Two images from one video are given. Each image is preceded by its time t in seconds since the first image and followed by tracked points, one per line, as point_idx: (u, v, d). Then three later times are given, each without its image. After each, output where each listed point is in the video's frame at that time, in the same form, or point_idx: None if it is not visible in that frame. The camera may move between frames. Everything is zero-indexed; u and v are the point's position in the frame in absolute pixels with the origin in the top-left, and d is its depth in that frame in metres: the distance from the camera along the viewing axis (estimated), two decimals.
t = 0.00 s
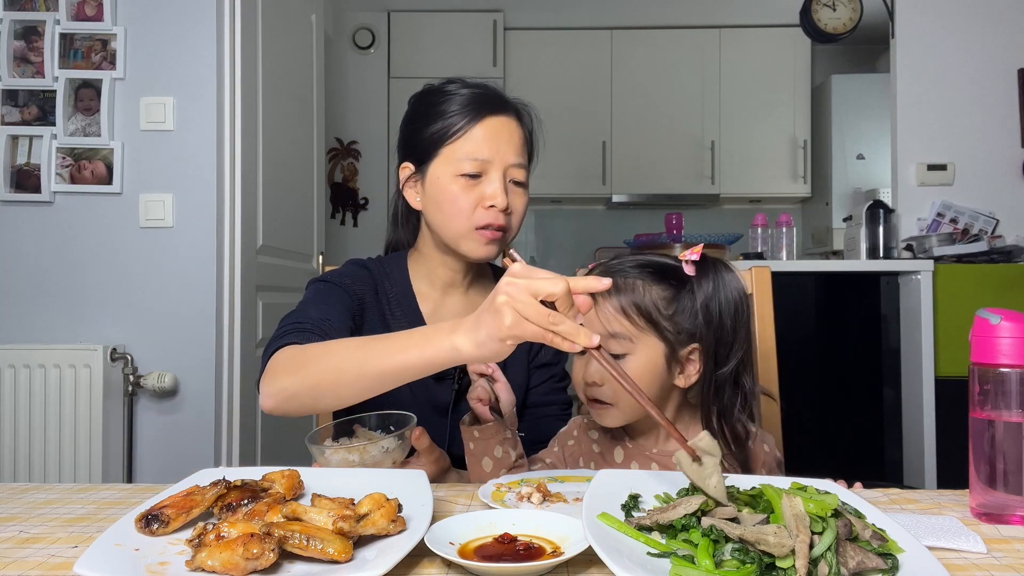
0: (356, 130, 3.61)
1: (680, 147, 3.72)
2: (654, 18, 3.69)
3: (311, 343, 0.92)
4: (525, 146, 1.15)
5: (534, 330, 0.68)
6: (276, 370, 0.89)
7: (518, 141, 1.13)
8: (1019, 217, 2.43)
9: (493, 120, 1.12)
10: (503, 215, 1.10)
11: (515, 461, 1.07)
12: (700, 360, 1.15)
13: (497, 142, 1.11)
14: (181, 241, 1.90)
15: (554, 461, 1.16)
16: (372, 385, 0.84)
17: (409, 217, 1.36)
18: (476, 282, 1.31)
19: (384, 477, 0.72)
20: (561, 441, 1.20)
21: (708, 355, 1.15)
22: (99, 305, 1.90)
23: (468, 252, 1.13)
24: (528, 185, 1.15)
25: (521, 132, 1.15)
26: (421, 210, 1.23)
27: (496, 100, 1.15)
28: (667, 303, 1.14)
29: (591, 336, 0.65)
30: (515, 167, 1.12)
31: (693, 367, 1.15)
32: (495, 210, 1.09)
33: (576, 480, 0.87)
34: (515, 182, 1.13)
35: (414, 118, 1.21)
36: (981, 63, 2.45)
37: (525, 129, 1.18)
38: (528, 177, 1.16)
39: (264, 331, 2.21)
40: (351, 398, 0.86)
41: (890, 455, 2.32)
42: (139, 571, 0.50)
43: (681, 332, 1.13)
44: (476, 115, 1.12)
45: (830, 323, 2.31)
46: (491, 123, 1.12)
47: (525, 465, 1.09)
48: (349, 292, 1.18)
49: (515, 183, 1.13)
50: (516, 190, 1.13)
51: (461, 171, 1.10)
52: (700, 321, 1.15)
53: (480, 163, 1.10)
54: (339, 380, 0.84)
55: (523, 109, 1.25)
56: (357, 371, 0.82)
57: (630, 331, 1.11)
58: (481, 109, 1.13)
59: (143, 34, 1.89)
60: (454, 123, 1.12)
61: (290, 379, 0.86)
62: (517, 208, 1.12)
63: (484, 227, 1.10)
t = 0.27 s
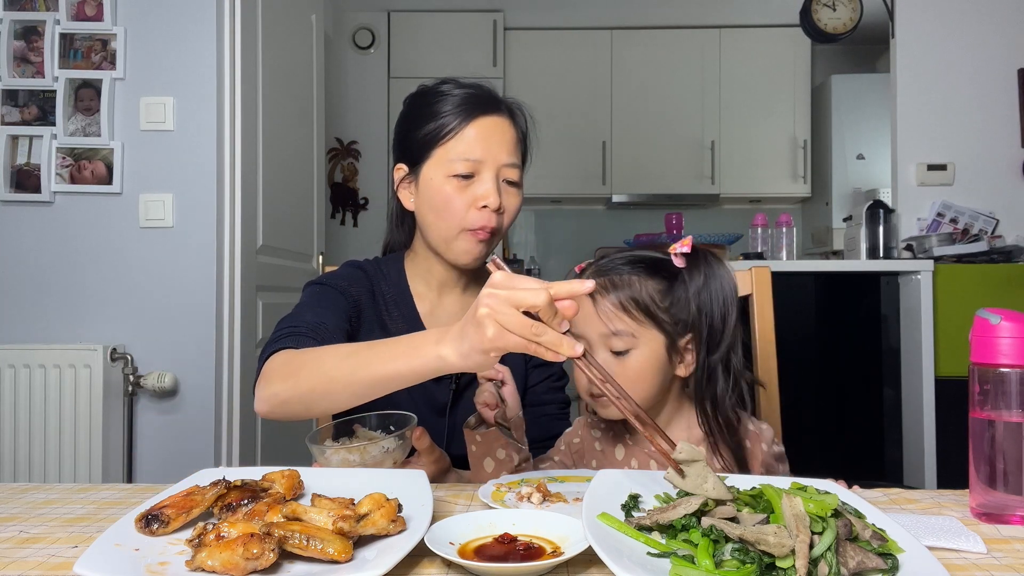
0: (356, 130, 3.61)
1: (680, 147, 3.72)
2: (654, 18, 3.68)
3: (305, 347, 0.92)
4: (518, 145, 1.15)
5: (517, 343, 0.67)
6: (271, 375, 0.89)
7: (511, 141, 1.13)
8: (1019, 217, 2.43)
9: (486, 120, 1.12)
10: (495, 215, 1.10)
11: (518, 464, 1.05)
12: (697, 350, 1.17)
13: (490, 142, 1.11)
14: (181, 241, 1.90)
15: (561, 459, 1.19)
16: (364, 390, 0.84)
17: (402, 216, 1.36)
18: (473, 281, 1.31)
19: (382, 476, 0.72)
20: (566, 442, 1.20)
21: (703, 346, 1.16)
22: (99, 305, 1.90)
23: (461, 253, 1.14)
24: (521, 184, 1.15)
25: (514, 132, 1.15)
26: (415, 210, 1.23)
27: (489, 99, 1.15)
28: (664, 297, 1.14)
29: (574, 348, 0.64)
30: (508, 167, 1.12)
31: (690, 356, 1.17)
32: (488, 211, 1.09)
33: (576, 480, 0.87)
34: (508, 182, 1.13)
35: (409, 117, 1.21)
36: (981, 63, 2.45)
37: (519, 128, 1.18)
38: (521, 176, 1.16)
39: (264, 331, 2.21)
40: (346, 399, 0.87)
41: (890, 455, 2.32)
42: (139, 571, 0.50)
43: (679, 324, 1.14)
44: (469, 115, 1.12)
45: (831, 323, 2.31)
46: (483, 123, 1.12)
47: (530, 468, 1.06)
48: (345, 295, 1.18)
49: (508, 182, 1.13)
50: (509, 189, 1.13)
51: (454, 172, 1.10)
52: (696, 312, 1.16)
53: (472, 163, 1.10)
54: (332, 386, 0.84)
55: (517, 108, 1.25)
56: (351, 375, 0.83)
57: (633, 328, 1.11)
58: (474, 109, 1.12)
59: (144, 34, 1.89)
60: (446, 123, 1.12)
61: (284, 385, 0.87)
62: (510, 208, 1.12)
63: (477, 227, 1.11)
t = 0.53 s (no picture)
0: (356, 130, 3.61)
1: (680, 148, 3.72)
2: (654, 18, 3.68)
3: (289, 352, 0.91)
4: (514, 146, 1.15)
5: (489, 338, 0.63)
6: (255, 381, 0.89)
7: (507, 142, 1.13)
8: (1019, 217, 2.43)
9: (482, 120, 1.12)
10: (491, 216, 1.10)
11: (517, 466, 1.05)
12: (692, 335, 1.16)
13: (485, 142, 1.11)
14: (181, 241, 1.90)
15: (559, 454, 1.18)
16: (346, 394, 0.82)
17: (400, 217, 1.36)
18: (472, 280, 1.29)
19: (382, 477, 0.72)
20: (563, 437, 1.20)
21: (699, 332, 1.15)
22: (99, 305, 1.90)
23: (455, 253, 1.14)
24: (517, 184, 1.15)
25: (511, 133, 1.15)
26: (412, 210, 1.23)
27: (486, 99, 1.15)
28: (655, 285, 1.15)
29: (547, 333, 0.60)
30: (504, 167, 1.12)
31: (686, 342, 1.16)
32: (483, 211, 1.09)
33: (576, 480, 0.87)
34: (504, 182, 1.13)
35: (406, 117, 1.21)
36: (981, 63, 2.45)
37: (516, 129, 1.18)
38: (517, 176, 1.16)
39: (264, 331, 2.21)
40: (333, 402, 0.86)
41: (890, 456, 2.32)
42: (139, 571, 0.50)
43: (673, 310, 1.14)
44: (466, 115, 1.12)
45: (831, 323, 2.31)
46: (480, 123, 1.12)
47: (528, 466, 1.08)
48: (340, 297, 1.18)
49: (504, 183, 1.13)
50: (504, 190, 1.13)
51: (449, 172, 1.10)
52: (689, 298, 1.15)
53: (468, 164, 1.10)
54: (314, 391, 0.83)
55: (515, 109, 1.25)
56: (331, 377, 0.82)
57: (631, 316, 1.10)
58: (470, 109, 1.12)
59: (144, 34, 1.89)
60: (443, 123, 1.12)
61: (267, 390, 0.86)
62: (506, 208, 1.12)
63: (472, 228, 1.11)
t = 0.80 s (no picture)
0: (356, 130, 3.61)
1: (680, 147, 3.72)
2: (654, 18, 3.68)
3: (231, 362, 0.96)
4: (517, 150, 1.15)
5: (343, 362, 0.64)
6: (191, 390, 0.93)
7: (510, 146, 1.12)
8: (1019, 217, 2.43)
9: (485, 123, 1.12)
10: (488, 219, 1.10)
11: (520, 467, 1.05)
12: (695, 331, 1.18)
13: (487, 145, 1.11)
14: (181, 241, 1.90)
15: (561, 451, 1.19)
16: (255, 409, 0.85)
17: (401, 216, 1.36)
18: (472, 280, 1.28)
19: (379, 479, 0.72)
20: (567, 434, 1.21)
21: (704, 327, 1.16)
22: (99, 305, 1.90)
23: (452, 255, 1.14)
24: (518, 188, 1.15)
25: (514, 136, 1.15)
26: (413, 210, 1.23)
27: (490, 103, 1.15)
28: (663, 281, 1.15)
29: (398, 355, 0.61)
30: (504, 171, 1.12)
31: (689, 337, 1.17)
32: (481, 214, 1.09)
33: (576, 480, 0.87)
34: (504, 186, 1.12)
35: (411, 117, 1.21)
36: (981, 62, 2.45)
37: (519, 133, 1.18)
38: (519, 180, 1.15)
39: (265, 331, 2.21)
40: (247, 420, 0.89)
41: (890, 456, 2.32)
42: (139, 571, 0.50)
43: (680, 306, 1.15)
44: (469, 119, 1.12)
45: (831, 323, 2.31)
46: (482, 126, 1.12)
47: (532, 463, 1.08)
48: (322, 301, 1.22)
49: (504, 187, 1.12)
50: (504, 194, 1.12)
51: (449, 174, 1.10)
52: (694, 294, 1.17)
53: (468, 167, 1.10)
54: (228, 405, 0.86)
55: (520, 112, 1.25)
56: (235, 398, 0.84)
57: (639, 311, 1.11)
58: (474, 112, 1.12)
59: (144, 34, 1.89)
60: (445, 125, 1.12)
61: (193, 401, 0.91)
62: (504, 212, 1.12)
63: (470, 230, 1.11)
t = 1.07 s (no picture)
0: (356, 130, 3.61)
1: (680, 147, 3.72)
2: (654, 18, 3.69)
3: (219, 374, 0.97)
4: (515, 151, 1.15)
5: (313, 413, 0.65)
6: (175, 397, 0.95)
7: (506, 147, 1.12)
8: (1019, 217, 2.43)
9: (482, 125, 1.12)
10: (481, 221, 1.10)
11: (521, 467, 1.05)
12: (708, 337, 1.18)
13: (483, 146, 1.10)
14: (181, 241, 1.90)
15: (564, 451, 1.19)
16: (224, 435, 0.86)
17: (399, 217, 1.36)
18: (470, 282, 1.27)
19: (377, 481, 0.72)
20: (569, 433, 1.21)
21: (723, 337, 1.15)
22: (99, 305, 1.90)
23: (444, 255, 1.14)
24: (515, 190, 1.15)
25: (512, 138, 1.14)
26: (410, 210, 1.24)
27: (489, 104, 1.15)
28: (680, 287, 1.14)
29: (369, 411, 0.61)
30: (499, 172, 1.11)
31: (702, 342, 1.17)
32: (473, 216, 1.09)
33: (576, 480, 0.87)
34: (499, 188, 1.11)
35: (410, 116, 1.22)
36: (980, 62, 2.45)
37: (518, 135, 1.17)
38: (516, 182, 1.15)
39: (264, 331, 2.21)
40: (224, 439, 0.90)
41: (890, 456, 2.32)
42: (139, 571, 0.50)
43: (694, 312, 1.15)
44: (465, 120, 1.11)
45: (831, 323, 2.31)
46: (478, 127, 1.11)
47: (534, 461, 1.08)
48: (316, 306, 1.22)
49: (499, 188, 1.11)
50: (499, 195, 1.12)
51: (442, 175, 1.10)
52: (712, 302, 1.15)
53: (462, 167, 1.10)
54: (202, 425, 0.87)
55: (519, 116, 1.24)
56: (210, 419, 0.85)
57: (655, 318, 1.10)
58: (471, 113, 1.12)
59: (144, 33, 1.89)
60: (442, 126, 1.12)
61: (173, 411, 0.92)
62: (498, 214, 1.11)
63: (462, 231, 1.10)
